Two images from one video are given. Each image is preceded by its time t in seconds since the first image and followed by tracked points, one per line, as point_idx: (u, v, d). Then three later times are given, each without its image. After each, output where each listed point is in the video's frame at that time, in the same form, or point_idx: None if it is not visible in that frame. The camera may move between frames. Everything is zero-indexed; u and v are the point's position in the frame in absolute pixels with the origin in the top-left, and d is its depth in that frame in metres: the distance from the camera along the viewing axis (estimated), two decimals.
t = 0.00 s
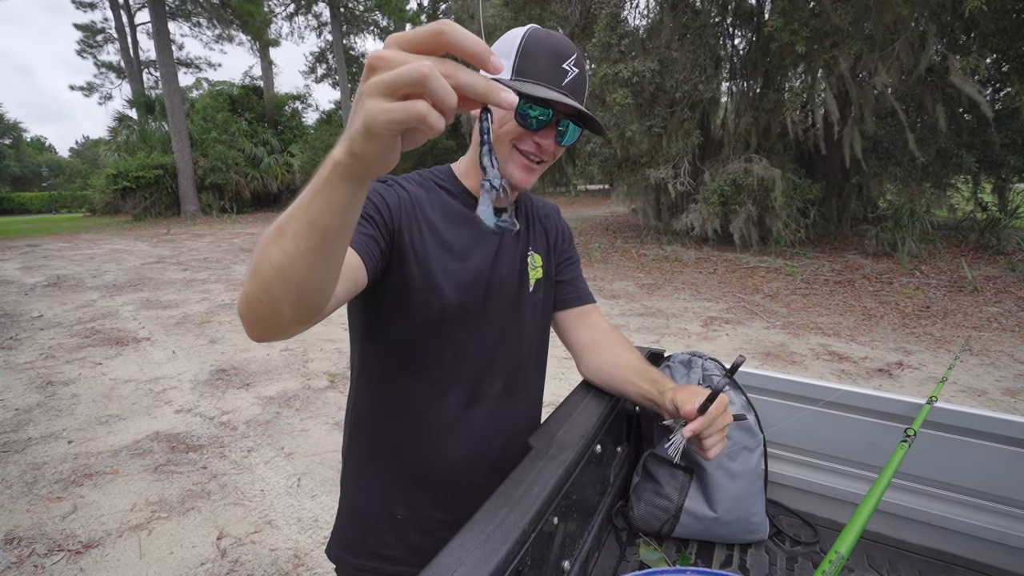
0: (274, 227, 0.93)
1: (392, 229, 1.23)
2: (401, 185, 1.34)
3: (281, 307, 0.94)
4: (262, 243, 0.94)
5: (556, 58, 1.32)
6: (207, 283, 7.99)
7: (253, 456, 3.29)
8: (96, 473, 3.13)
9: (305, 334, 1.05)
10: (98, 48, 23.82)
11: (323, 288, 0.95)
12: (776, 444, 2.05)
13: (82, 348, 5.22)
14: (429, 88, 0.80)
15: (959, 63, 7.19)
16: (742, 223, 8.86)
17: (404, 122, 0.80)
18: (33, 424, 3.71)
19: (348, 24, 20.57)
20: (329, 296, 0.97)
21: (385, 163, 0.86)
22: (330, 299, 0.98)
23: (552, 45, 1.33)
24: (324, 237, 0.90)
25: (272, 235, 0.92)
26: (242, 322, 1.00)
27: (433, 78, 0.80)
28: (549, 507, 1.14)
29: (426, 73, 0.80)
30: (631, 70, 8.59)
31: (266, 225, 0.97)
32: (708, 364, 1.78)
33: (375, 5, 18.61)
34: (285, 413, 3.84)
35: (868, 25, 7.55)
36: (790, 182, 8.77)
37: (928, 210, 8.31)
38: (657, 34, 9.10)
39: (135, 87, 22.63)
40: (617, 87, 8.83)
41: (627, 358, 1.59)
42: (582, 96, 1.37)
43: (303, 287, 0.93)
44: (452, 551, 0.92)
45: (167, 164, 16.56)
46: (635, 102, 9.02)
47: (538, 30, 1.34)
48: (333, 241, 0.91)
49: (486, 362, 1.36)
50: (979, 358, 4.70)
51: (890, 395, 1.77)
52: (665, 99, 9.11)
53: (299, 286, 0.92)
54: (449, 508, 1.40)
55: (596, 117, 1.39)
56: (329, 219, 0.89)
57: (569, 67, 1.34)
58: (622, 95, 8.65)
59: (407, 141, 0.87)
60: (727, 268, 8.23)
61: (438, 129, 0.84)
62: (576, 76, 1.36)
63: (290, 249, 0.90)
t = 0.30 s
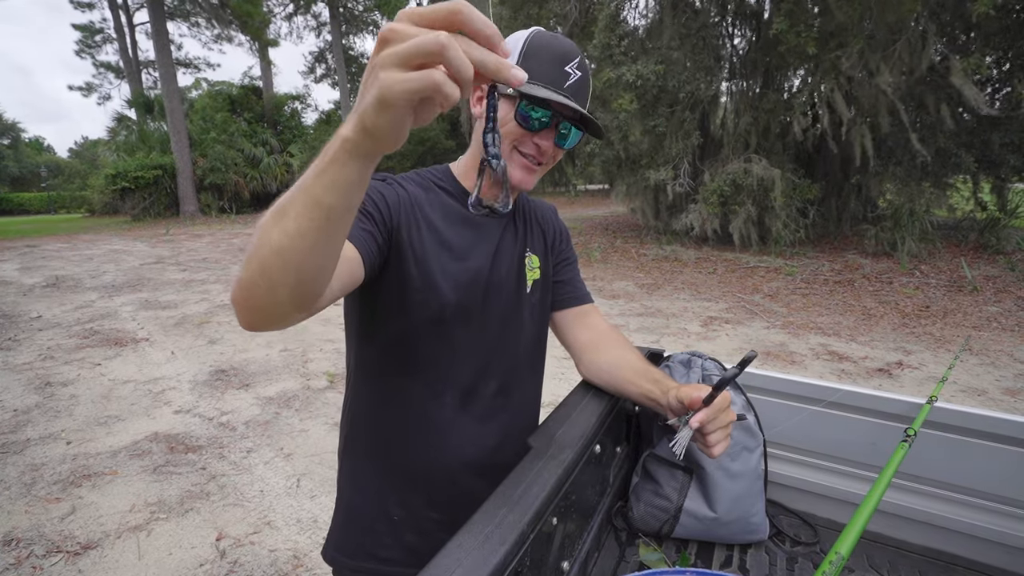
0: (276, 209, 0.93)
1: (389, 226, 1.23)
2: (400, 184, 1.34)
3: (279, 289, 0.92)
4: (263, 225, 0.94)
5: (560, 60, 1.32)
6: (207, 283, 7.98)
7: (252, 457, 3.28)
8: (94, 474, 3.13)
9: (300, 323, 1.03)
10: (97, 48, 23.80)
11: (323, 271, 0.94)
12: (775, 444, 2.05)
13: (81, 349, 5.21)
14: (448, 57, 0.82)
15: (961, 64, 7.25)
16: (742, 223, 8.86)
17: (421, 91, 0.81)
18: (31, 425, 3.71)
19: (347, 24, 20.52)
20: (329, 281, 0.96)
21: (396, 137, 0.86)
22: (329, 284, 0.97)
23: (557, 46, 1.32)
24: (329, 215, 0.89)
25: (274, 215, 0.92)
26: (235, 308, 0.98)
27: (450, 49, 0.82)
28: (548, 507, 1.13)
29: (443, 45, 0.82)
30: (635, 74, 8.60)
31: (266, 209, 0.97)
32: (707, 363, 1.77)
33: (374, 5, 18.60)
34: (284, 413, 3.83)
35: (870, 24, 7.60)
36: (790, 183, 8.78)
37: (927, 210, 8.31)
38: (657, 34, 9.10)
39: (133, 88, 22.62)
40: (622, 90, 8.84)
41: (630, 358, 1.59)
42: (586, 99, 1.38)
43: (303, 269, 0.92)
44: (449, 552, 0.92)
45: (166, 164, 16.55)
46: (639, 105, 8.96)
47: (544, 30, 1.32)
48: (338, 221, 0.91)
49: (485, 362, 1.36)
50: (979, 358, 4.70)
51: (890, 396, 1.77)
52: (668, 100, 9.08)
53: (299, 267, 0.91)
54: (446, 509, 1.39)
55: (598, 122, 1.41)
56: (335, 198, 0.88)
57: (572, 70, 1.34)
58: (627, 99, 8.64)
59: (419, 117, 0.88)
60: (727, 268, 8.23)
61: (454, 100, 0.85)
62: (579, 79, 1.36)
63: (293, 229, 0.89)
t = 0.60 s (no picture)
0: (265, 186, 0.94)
1: (390, 221, 1.23)
2: (403, 180, 1.34)
3: (264, 267, 0.92)
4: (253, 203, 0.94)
5: (537, 40, 1.38)
6: (206, 283, 7.96)
7: (251, 457, 3.27)
8: (93, 474, 3.12)
9: (291, 307, 1.02)
10: (95, 47, 23.74)
11: (309, 249, 0.92)
12: (776, 444, 2.04)
13: (80, 349, 5.20)
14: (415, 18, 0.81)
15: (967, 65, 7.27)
16: (742, 223, 8.84)
17: (389, 56, 0.81)
18: (30, 426, 3.70)
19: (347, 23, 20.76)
20: (316, 262, 0.94)
21: (375, 105, 0.86)
22: (318, 266, 0.96)
23: (535, 31, 1.40)
24: (311, 190, 0.88)
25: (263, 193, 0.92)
26: (225, 288, 0.98)
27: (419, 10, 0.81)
28: (548, 508, 1.12)
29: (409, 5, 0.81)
30: (637, 75, 8.54)
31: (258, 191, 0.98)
32: (708, 364, 1.76)
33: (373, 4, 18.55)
34: (284, 413, 3.83)
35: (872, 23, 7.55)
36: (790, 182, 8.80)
37: (927, 210, 8.36)
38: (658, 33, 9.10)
39: (132, 87, 22.57)
40: (624, 89, 8.81)
41: (635, 360, 1.58)
42: (569, 75, 1.40)
43: (287, 246, 0.91)
44: (450, 552, 0.91)
45: (165, 164, 16.52)
46: (641, 105, 8.88)
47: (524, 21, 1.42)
48: (321, 196, 0.89)
49: (486, 361, 1.35)
50: (980, 358, 4.69)
51: (892, 396, 1.77)
52: (671, 102, 9.06)
53: (283, 243, 0.90)
54: (443, 509, 1.38)
55: (582, 95, 1.43)
56: (316, 169, 0.88)
57: (549, 48, 1.38)
58: (630, 99, 8.62)
59: (395, 84, 0.87)
60: (727, 268, 8.22)
61: (424, 66, 0.83)
62: (560, 57, 1.39)
63: (276, 203, 0.89)
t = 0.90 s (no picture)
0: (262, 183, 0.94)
1: (390, 218, 1.23)
2: (404, 178, 1.34)
3: (262, 262, 0.92)
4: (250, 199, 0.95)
5: (528, 38, 1.39)
6: (205, 282, 7.95)
7: (251, 455, 3.27)
8: (93, 473, 3.12)
9: (291, 301, 1.03)
10: (94, 45, 23.69)
11: (305, 244, 0.92)
12: (777, 443, 2.04)
13: (79, 347, 5.19)
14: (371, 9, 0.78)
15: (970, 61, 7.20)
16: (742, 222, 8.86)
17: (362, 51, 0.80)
18: (29, 424, 3.69)
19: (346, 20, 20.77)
20: (314, 257, 0.95)
21: (359, 101, 0.85)
22: (316, 261, 0.96)
23: (525, 30, 1.40)
24: (303, 186, 0.88)
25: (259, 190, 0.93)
26: (226, 282, 0.99)
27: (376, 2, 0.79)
28: (548, 506, 1.13)
29: None
30: (637, 73, 8.53)
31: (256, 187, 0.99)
32: (707, 362, 1.75)
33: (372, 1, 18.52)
34: (283, 411, 3.83)
35: (874, 23, 7.48)
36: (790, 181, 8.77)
37: (926, 209, 8.39)
38: (658, 31, 9.10)
39: (131, 85, 22.53)
40: (624, 87, 8.79)
41: (635, 358, 1.58)
42: (562, 71, 1.40)
43: (284, 241, 0.91)
44: (451, 551, 0.91)
45: (164, 162, 16.50)
46: (641, 103, 8.85)
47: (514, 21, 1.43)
48: (315, 192, 0.89)
49: (486, 359, 1.34)
50: (979, 356, 4.69)
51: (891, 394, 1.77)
52: (669, 99, 9.04)
53: (279, 238, 0.91)
54: (444, 506, 1.38)
55: (577, 91, 1.42)
56: (310, 166, 0.88)
57: (542, 44, 1.39)
58: (629, 96, 8.57)
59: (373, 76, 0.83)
60: (727, 267, 8.22)
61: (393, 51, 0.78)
62: (552, 53, 1.39)
63: (271, 199, 0.89)
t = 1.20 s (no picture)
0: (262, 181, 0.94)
1: (389, 216, 1.23)
2: (405, 178, 1.34)
3: (261, 262, 0.92)
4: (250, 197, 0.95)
5: (527, 38, 1.38)
6: (204, 280, 7.94)
7: (250, 454, 3.27)
8: (91, 471, 3.11)
9: (289, 298, 1.03)
10: (93, 43, 23.65)
11: (304, 245, 0.92)
12: (777, 442, 2.04)
13: (78, 345, 5.19)
14: (378, 21, 0.79)
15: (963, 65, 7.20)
16: (743, 222, 8.86)
17: (365, 60, 0.80)
18: (28, 422, 3.69)
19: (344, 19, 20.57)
20: (313, 256, 0.94)
21: (361, 110, 0.85)
22: (315, 260, 0.96)
23: (524, 30, 1.39)
24: (302, 188, 0.88)
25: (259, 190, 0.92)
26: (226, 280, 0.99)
27: (384, 14, 0.80)
28: (549, 504, 1.13)
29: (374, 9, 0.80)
30: (633, 68, 8.47)
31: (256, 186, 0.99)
32: (707, 361, 1.75)
33: None
34: (283, 410, 3.83)
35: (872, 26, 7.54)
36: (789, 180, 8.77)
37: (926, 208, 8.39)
38: (657, 30, 9.09)
39: (130, 83, 22.49)
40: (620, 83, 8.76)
41: (636, 357, 1.58)
42: (562, 71, 1.39)
43: (283, 241, 0.91)
44: (451, 550, 0.91)
45: (163, 160, 16.48)
46: (638, 100, 8.84)
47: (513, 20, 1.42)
48: (316, 194, 0.89)
49: (486, 359, 1.34)
50: (979, 355, 4.70)
51: (891, 393, 1.77)
52: (666, 97, 9.02)
53: (279, 238, 0.90)
54: (443, 503, 1.38)
55: (576, 91, 1.42)
56: (310, 169, 0.87)
57: (541, 45, 1.37)
58: (626, 91, 8.51)
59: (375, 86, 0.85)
60: (726, 266, 8.23)
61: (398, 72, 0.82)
62: (551, 54, 1.38)
63: (270, 200, 0.89)
